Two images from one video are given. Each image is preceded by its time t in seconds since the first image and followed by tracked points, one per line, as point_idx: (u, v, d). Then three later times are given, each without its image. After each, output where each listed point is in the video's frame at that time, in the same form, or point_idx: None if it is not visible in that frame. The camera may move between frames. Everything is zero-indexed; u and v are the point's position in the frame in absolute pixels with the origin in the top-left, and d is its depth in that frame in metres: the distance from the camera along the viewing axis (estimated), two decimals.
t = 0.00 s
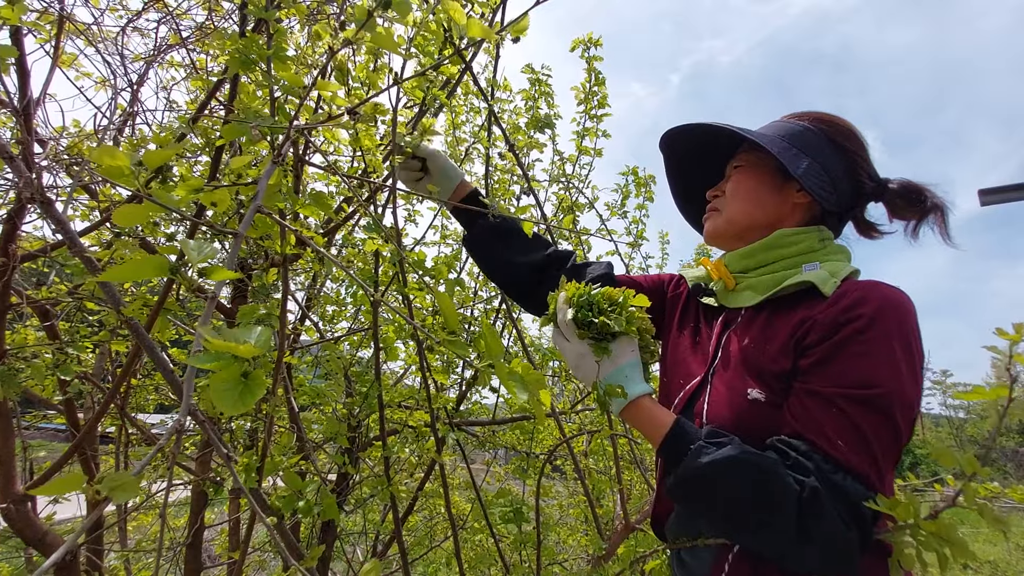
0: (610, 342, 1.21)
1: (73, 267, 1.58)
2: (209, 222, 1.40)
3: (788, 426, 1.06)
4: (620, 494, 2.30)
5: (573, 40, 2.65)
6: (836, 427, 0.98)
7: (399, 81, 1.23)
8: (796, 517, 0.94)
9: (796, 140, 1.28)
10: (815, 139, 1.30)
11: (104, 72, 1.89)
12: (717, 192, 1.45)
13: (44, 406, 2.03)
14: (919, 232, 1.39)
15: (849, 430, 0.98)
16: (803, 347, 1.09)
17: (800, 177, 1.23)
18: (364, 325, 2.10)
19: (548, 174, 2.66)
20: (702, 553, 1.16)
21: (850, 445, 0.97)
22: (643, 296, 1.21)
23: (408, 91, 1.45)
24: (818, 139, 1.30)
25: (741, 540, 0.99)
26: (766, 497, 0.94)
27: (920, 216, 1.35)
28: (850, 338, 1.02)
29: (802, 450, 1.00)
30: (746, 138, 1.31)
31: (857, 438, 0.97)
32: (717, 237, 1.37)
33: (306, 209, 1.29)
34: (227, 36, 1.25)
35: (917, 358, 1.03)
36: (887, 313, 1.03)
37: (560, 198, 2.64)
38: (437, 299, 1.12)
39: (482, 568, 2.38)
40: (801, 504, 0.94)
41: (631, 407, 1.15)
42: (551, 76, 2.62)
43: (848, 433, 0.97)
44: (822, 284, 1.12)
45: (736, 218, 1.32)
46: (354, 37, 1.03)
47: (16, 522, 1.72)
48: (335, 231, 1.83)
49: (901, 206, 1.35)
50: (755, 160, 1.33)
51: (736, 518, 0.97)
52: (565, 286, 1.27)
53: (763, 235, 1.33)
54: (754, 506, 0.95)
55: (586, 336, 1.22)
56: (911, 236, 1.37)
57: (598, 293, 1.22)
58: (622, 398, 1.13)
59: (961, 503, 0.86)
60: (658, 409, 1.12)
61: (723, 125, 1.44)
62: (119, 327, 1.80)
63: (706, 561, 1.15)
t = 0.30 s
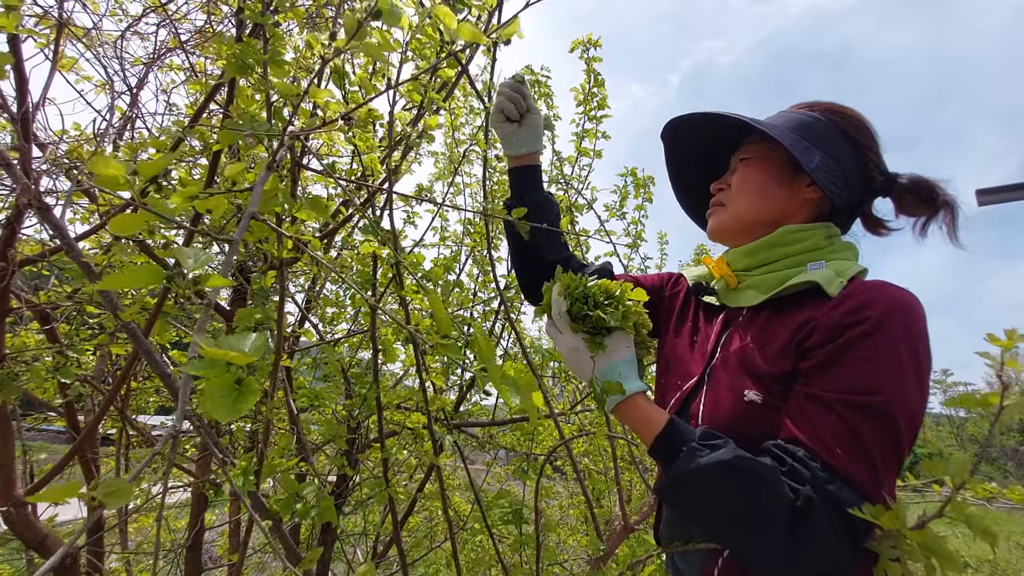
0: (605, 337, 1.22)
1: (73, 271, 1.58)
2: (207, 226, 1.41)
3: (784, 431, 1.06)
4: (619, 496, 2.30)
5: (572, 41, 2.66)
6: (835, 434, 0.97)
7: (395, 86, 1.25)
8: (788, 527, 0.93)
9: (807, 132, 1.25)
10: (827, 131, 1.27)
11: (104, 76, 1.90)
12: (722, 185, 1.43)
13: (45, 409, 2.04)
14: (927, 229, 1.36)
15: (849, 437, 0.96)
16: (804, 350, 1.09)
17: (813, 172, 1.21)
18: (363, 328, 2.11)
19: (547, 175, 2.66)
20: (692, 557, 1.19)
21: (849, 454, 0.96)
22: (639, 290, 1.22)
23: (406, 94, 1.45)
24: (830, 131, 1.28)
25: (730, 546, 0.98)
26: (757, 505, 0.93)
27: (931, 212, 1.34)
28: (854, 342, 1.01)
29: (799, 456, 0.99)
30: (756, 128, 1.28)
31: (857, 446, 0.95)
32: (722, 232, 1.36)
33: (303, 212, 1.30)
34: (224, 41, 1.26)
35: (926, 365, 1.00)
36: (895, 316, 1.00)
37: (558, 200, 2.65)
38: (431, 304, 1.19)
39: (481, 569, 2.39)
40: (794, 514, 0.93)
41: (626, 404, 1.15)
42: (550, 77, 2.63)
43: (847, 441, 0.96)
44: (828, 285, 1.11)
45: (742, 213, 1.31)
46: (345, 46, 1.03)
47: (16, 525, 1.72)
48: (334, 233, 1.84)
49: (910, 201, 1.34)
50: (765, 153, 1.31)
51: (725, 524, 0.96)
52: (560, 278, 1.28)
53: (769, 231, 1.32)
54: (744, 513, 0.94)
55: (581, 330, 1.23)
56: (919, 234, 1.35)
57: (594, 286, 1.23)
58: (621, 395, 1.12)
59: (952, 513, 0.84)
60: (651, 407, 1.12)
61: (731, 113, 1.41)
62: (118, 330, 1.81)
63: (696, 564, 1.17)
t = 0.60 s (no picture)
0: (602, 336, 1.23)
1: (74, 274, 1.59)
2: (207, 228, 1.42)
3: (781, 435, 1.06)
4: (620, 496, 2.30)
5: (571, 42, 2.66)
6: (831, 439, 0.97)
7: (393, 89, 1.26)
8: (781, 533, 0.93)
9: (808, 126, 1.25)
10: (829, 124, 1.26)
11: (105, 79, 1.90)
12: (724, 185, 1.44)
13: (47, 411, 2.05)
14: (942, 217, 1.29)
15: (846, 442, 0.96)
16: (803, 351, 1.09)
17: (814, 166, 1.20)
18: (364, 329, 2.12)
19: (546, 176, 2.67)
20: (690, 558, 1.20)
21: (845, 460, 0.96)
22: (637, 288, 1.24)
23: (404, 97, 1.46)
24: (832, 123, 1.27)
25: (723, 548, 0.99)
26: (751, 510, 0.93)
27: (944, 198, 1.31)
28: (853, 345, 1.00)
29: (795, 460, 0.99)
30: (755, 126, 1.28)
31: (853, 452, 0.95)
32: (725, 232, 1.36)
33: (302, 215, 1.31)
34: (223, 44, 1.27)
35: (929, 369, 0.98)
36: (897, 320, 0.99)
37: (558, 200, 2.65)
38: (428, 303, 1.19)
39: (481, 570, 2.39)
40: (787, 520, 0.93)
41: (622, 404, 1.16)
42: (549, 78, 2.64)
43: (843, 447, 0.96)
44: (829, 284, 1.10)
45: (743, 213, 1.31)
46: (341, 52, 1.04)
47: (19, 527, 1.73)
48: (334, 235, 1.85)
49: (923, 188, 1.32)
50: (766, 149, 1.31)
51: (718, 527, 0.97)
52: (558, 276, 1.29)
53: (772, 229, 1.31)
54: (738, 517, 0.94)
55: (577, 329, 1.24)
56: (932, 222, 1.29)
57: (591, 283, 1.24)
58: (620, 390, 1.14)
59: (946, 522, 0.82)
60: (647, 408, 1.14)
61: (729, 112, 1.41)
62: (120, 333, 1.82)
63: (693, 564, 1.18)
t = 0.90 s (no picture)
0: (591, 347, 1.24)
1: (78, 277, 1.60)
2: (210, 232, 1.43)
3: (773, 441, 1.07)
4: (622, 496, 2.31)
5: (570, 44, 2.67)
6: (822, 445, 0.97)
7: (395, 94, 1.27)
8: (773, 542, 0.94)
9: (783, 122, 1.25)
10: (805, 118, 1.26)
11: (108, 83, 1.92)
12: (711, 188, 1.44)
13: (50, 413, 2.06)
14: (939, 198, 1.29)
15: (836, 448, 0.96)
16: (792, 355, 1.09)
17: (788, 160, 1.20)
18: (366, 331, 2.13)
19: (547, 177, 2.68)
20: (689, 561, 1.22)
21: (836, 466, 0.96)
22: (624, 296, 1.26)
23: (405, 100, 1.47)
24: (808, 117, 1.26)
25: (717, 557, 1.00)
26: (743, 520, 0.94)
27: (940, 179, 1.28)
28: (842, 350, 1.00)
29: (785, 467, 1.00)
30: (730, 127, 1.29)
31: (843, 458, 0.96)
32: (714, 235, 1.37)
33: (305, 219, 1.32)
34: (226, 49, 1.28)
35: (919, 371, 0.99)
36: (886, 322, 0.99)
37: (559, 202, 2.66)
38: (429, 309, 1.20)
39: (483, 571, 2.40)
40: (779, 529, 0.94)
41: (613, 414, 1.18)
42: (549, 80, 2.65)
43: (833, 453, 0.96)
44: (816, 286, 1.11)
45: (728, 216, 1.32)
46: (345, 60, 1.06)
47: (25, 528, 1.74)
48: (336, 238, 1.86)
49: (916, 170, 1.30)
50: (744, 149, 1.31)
51: (711, 537, 0.98)
52: (546, 286, 1.30)
53: (760, 228, 1.32)
54: (730, 527, 0.96)
55: (565, 340, 1.24)
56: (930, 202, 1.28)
57: (578, 293, 1.24)
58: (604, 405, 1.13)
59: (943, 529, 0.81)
60: (638, 417, 1.15)
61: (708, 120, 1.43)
62: (123, 335, 1.83)
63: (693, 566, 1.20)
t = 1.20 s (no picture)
0: (574, 347, 1.24)
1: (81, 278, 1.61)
2: (213, 233, 1.44)
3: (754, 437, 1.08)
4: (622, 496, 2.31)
5: (570, 46, 2.68)
6: (797, 441, 0.98)
7: (396, 95, 1.27)
8: (747, 537, 0.95)
9: (763, 123, 1.27)
10: (786, 117, 1.27)
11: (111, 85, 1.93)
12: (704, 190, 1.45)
13: (52, 414, 2.07)
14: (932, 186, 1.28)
15: (812, 444, 0.97)
16: (772, 351, 1.10)
17: (767, 158, 1.21)
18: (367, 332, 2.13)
19: (547, 179, 2.68)
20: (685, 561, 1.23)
21: (811, 463, 0.97)
22: (607, 298, 1.29)
23: (406, 102, 1.47)
24: (789, 115, 1.28)
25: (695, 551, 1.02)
26: (717, 516, 0.95)
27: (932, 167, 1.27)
28: (818, 346, 1.00)
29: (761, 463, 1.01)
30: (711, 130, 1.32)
31: (818, 454, 0.96)
32: (706, 236, 1.38)
33: (307, 220, 1.32)
34: (228, 52, 1.28)
35: (901, 364, 0.97)
36: (863, 316, 0.99)
37: (559, 202, 2.67)
38: (429, 311, 1.21)
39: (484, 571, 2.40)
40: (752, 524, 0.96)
41: (596, 413, 1.19)
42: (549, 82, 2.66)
43: (808, 450, 0.97)
44: (795, 282, 1.11)
45: (717, 216, 1.33)
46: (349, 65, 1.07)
47: (28, 529, 1.74)
48: (337, 239, 1.86)
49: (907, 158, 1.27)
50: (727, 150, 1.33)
51: (688, 532, 1.00)
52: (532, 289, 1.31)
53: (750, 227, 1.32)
54: (705, 522, 0.97)
55: (549, 341, 1.25)
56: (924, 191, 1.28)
57: (563, 295, 1.27)
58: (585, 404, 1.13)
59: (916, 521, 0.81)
60: (620, 417, 1.15)
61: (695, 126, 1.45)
62: (125, 336, 1.84)
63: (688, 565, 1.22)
